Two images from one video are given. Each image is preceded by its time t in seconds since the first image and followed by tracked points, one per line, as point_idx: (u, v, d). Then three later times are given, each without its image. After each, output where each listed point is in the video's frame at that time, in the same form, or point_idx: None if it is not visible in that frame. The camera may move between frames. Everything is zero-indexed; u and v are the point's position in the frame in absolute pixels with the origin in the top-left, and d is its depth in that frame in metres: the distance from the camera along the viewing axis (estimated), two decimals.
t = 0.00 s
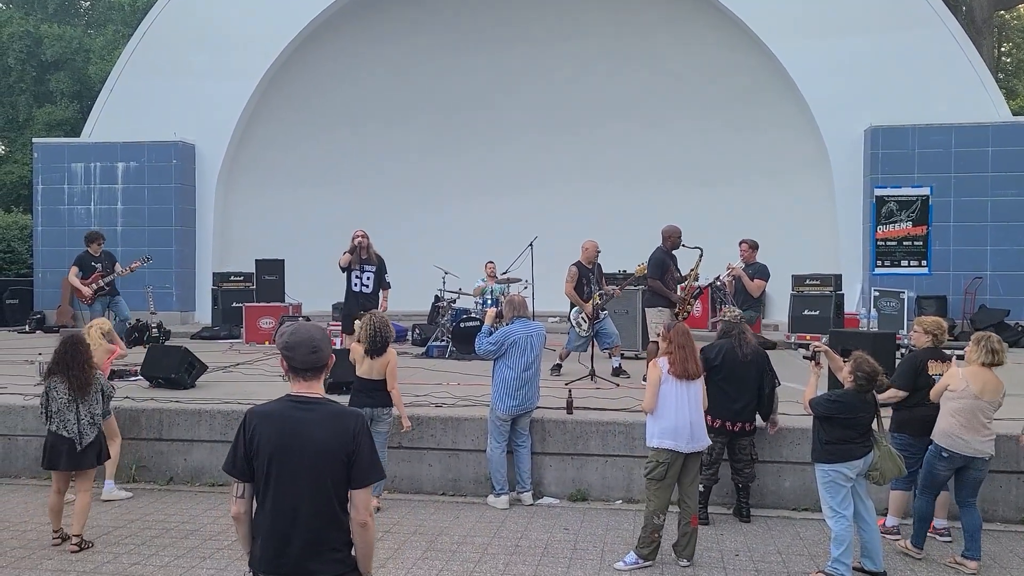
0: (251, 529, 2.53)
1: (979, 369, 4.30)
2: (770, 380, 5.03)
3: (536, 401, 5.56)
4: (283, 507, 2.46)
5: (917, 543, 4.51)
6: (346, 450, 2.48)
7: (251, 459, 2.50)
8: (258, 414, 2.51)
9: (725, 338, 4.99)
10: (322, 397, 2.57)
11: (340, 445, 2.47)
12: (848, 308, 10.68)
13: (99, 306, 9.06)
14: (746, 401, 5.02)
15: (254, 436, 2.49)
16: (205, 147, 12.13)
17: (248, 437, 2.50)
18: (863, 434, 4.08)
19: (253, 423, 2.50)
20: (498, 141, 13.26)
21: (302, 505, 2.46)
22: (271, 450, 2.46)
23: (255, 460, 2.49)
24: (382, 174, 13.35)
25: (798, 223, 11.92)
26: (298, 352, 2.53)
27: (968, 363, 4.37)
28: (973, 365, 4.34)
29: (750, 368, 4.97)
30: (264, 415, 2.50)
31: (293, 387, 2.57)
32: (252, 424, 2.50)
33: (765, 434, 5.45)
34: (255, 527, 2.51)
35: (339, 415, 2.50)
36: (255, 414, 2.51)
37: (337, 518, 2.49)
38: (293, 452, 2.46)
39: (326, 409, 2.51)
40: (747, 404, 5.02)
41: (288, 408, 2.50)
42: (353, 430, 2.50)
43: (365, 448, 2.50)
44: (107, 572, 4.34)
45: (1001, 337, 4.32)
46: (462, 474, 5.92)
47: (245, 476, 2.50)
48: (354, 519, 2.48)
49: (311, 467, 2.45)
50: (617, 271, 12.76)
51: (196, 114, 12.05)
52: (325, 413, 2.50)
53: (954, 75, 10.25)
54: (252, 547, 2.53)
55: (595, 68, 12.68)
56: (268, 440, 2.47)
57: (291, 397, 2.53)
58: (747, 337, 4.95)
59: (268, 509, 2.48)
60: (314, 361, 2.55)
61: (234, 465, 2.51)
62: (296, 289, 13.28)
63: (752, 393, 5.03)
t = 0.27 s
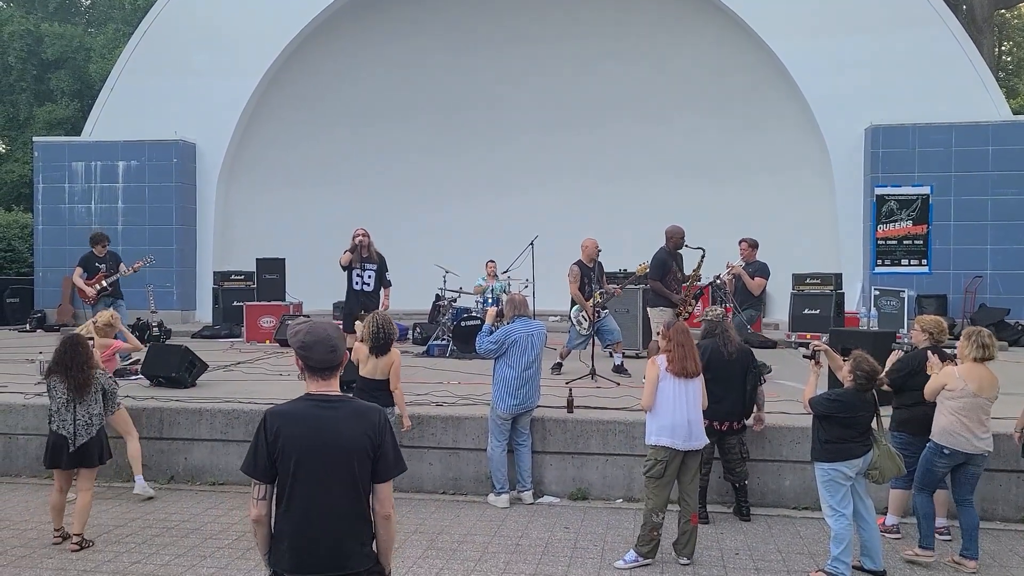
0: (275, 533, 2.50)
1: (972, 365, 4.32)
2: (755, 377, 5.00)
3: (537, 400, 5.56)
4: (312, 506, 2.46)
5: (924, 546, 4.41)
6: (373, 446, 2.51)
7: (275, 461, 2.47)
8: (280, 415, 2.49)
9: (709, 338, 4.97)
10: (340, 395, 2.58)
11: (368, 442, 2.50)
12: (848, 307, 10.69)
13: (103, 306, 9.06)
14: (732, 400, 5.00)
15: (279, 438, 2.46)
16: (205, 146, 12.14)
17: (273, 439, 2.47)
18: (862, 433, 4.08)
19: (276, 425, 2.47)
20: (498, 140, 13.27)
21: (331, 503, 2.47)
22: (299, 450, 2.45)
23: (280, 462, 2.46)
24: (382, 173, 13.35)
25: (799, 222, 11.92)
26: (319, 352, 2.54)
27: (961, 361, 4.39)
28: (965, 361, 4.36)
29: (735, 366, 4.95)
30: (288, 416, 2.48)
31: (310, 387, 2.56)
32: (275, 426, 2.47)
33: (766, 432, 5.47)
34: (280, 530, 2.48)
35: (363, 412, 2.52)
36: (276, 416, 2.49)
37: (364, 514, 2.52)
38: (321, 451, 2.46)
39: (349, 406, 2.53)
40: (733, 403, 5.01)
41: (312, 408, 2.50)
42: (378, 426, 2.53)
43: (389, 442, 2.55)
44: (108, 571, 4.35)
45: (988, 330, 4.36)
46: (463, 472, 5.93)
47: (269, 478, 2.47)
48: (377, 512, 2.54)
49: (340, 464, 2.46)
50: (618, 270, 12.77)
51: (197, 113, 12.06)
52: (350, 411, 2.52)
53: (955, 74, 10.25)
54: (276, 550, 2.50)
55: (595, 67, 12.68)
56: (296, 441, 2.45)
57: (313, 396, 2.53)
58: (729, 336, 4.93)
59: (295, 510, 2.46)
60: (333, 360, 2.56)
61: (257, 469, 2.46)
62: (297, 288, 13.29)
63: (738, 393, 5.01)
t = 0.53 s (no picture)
0: (291, 533, 2.49)
1: (963, 367, 4.30)
2: (739, 374, 4.94)
3: (536, 399, 5.56)
4: (329, 505, 2.46)
5: (926, 551, 4.34)
6: (388, 444, 2.53)
7: (291, 462, 2.46)
8: (294, 416, 2.48)
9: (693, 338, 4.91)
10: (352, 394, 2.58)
11: (383, 439, 2.52)
12: (847, 306, 10.69)
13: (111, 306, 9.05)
14: (718, 398, 4.94)
15: (294, 439, 2.46)
16: (205, 145, 12.13)
17: (289, 440, 2.46)
18: (860, 431, 4.09)
19: (290, 426, 2.47)
20: (498, 139, 13.27)
21: (348, 501, 2.47)
22: (315, 451, 2.45)
23: (295, 463, 2.46)
24: (382, 172, 13.35)
25: (798, 220, 11.92)
26: (332, 350, 2.54)
27: (949, 363, 4.36)
28: (954, 364, 4.34)
29: (719, 364, 4.89)
30: (303, 416, 2.48)
31: (322, 386, 2.56)
32: (291, 427, 2.46)
33: (764, 431, 5.48)
34: (297, 530, 2.48)
35: (377, 410, 2.54)
36: (290, 417, 2.48)
37: (379, 512, 2.53)
38: (338, 451, 2.46)
39: (363, 405, 2.54)
40: (720, 401, 4.95)
41: (326, 407, 2.50)
42: (391, 424, 2.55)
43: (403, 440, 2.57)
44: (107, 569, 4.36)
45: (968, 327, 4.33)
46: (462, 471, 5.93)
47: (285, 479, 2.46)
48: (393, 508, 2.59)
49: (357, 462, 2.47)
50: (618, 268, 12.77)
51: (196, 111, 12.06)
52: (364, 409, 2.52)
53: (954, 73, 10.25)
54: (293, 551, 2.50)
55: (595, 66, 12.67)
56: (312, 441, 2.45)
57: (326, 395, 2.53)
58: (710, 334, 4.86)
59: (313, 510, 2.47)
60: (345, 358, 2.57)
61: (273, 471, 2.45)
62: (296, 286, 13.30)
63: (723, 390, 4.95)
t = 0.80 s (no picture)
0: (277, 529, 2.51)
1: (946, 365, 4.27)
2: (729, 369, 4.89)
3: (535, 397, 5.55)
4: (313, 503, 2.46)
5: (927, 553, 4.33)
6: (373, 445, 2.51)
7: (276, 458, 2.48)
8: (281, 412, 2.49)
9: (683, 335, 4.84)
10: (342, 392, 2.58)
11: (367, 439, 2.50)
12: (846, 304, 10.69)
13: (113, 304, 9.04)
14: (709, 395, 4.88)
15: (279, 436, 2.47)
16: (204, 143, 12.12)
17: (274, 436, 2.48)
18: (858, 429, 4.09)
19: (276, 422, 2.48)
20: (496, 137, 13.26)
21: (332, 501, 2.46)
22: (299, 448, 2.46)
23: (280, 459, 2.47)
24: (381, 170, 13.34)
25: (797, 218, 11.92)
26: (322, 347, 2.55)
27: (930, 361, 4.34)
28: (935, 362, 4.31)
29: (709, 360, 4.82)
30: (289, 413, 2.49)
31: (311, 383, 2.57)
32: (276, 424, 2.48)
33: (763, 428, 5.48)
34: (282, 526, 2.49)
35: (363, 409, 2.52)
36: (278, 413, 2.50)
37: (365, 512, 2.51)
38: (322, 449, 2.46)
39: (350, 404, 2.53)
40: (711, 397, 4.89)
41: (312, 405, 2.50)
42: (378, 424, 2.53)
43: (390, 441, 2.54)
44: (105, 567, 4.36)
45: (946, 324, 4.33)
46: (461, 469, 5.93)
47: (270, 475, 2.48)
48: (380, 510, 2.55)
49: (340, 461, 2.46)
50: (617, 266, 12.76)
51: (195, 110, 12.05)
52: (350, 408, 2.52)
53: (954, 71, 10.25)
54: (279, 548, 2.50)
55: (594, 64, 12.66)
56: (296, 438, 2.46)
57: (314, 392, 2.54)
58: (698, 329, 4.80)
59: (296, 507, 2.47)
60: (336, 356, 2.57)
61: (258, 466, 2.48)
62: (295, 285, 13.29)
63: (714, 387, 4.89)
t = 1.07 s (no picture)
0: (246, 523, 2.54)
1: (927, 362, 4.29)
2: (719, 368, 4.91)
3: (533, 396, 5.58)
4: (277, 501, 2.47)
5: (924, 552, 4.34)
6: (339, 448, 2.47)
7: (247, 452, 2.52)
8: (255, 408, 2.53)
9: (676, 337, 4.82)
10: (319, 393, 2.58)
11: (333, 442, 2.47)
12: (843, 303, 10.71)
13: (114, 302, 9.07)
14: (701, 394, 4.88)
15: (250, 431, 2.51)
16: (202, 142, 12.11)
17: (246, 431, 2.52)
18: (855, 427, 4.11)
19: (248, 417, 2.52)
20: (495, 136, 13.26)
21: (295, 501, 2.46)
22: (264, 445, 2.48)
23: (249, 454, 2.51)
24: (379, 169, 13.34)
25: (795, 218, 11.93)
26: (299, 346, 2.56)
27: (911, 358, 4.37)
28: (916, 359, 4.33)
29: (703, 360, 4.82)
30: (261, 409, 2.52)
31: (290, 382, 2.58)
32: (248, 419, 2.52)
33: (760, 428, 5.48)
34: (250, 521, 2.53)
35: (333, 411, 2.50)
36: (252, 408, 2.54)
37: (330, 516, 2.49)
38: (287, 448, 2.46)
39: (322, 405, 2.52)
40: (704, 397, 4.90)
41: (284, 403, 2.52)
42: (347, 428, 2.49)
43: (359, 446, 2.49)
44: (103, 566, 4.36)
45: (927, 322, 4.36)
46: (459, 468, 5.94)
47: (241, 469, 2.52)
48: (348, 516, 2.48)
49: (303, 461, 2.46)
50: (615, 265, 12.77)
51: (193, 108, 12.04)
52: (320, 409, 2.51)
53: (951, 71, 10.26)
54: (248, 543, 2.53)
55: (592, 63, 12.66)
56: (263, 435, 2.48)
57: (289, 391, 2.55)
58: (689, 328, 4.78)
59: (262, 504, 2.49)
60: (315, 356, 2.56)
61: (231, 458, 2.53)
62: (293, 284, 13.29)
63: (707, 386, 4.90)
